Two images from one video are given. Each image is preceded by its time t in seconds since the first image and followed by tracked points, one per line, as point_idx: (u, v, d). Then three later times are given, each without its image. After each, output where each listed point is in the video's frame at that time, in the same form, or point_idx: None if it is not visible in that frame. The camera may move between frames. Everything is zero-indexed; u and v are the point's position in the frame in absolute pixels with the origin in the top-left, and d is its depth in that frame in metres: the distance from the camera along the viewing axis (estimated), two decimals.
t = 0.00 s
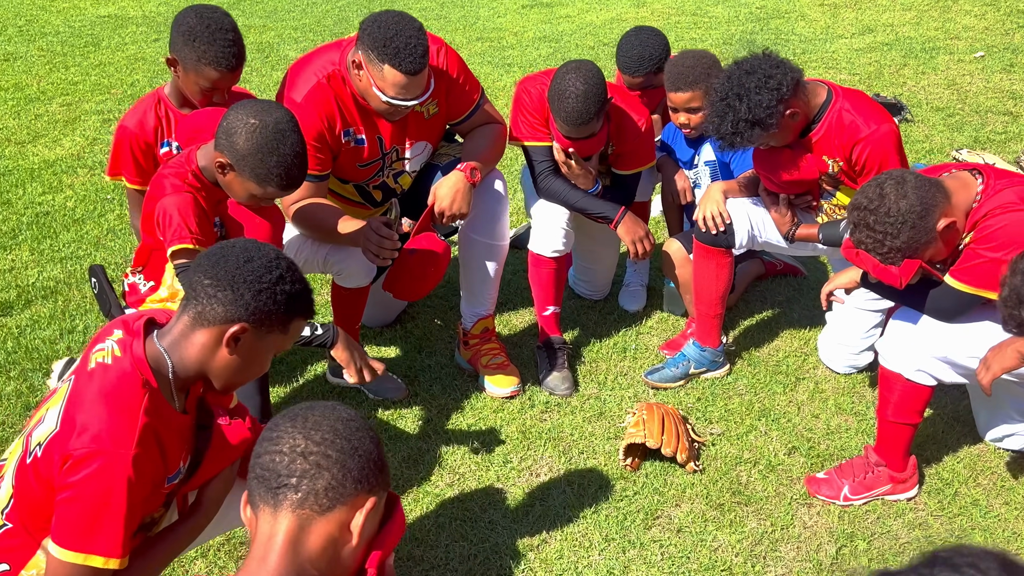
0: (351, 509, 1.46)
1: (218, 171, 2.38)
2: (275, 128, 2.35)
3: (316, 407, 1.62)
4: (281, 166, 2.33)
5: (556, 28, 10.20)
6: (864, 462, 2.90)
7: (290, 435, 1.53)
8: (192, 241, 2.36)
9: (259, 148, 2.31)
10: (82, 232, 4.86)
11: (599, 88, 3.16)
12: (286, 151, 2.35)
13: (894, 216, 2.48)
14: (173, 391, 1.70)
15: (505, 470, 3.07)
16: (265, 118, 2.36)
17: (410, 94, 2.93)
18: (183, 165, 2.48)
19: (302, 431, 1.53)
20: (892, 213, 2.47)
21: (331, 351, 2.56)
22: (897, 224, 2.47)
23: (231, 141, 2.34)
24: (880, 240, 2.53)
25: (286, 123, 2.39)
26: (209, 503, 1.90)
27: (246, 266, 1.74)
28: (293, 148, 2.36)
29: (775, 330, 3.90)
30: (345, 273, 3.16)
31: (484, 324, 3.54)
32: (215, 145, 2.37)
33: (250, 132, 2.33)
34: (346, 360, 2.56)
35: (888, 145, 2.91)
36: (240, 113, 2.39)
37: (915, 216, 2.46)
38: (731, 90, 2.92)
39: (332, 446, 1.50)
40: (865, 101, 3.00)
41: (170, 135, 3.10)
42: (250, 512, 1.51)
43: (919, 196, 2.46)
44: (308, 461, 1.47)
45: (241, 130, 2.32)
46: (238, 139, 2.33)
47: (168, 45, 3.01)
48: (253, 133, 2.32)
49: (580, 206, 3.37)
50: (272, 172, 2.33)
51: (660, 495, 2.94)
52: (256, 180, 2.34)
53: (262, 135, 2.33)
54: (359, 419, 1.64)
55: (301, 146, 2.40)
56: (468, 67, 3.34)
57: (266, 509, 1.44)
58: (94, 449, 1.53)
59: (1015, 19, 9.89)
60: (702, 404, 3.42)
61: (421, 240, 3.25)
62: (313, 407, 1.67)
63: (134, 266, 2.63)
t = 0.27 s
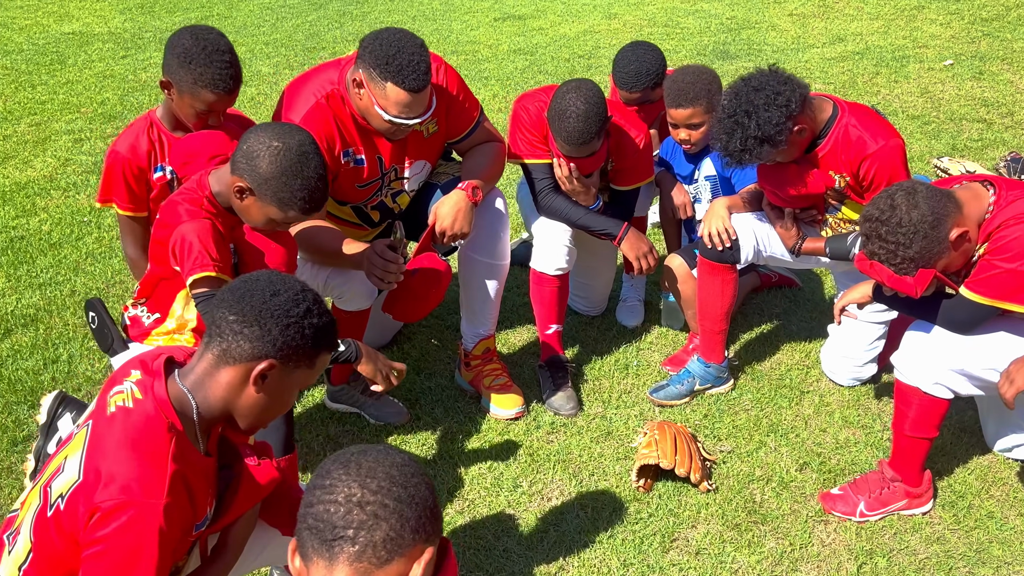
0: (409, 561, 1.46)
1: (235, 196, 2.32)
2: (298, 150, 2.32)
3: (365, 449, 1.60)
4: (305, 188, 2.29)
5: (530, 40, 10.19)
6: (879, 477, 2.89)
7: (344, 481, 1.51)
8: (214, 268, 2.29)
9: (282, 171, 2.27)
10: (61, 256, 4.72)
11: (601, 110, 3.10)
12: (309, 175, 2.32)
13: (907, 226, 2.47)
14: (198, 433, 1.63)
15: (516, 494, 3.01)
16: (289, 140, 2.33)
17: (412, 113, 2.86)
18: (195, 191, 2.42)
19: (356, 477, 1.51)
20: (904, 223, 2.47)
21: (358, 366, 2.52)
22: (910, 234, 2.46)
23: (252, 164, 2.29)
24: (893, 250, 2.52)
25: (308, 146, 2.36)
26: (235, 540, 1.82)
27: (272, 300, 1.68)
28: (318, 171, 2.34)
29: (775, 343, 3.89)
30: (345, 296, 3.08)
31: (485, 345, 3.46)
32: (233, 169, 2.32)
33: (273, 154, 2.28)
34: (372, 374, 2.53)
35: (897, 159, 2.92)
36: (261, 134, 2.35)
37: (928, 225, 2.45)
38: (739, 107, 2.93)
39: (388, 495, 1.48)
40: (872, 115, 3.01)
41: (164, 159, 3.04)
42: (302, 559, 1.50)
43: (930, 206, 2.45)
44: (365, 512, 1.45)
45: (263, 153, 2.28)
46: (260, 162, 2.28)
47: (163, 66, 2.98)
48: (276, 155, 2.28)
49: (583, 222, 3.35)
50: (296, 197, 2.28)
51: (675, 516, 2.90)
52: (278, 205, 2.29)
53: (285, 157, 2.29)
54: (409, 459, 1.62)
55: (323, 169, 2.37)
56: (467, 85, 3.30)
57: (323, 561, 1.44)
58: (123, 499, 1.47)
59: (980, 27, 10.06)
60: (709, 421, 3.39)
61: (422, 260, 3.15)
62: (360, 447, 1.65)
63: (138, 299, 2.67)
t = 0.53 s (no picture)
0: None
1: (253, 219, 2.39)
2: (322, 178, 2.38)
3: (403, 474, 1.61)
4: (325, 216, 2.35)
5: (508, 53, 10.23)
6: (881, 484, 2.91)
7: (385, 507, 1.52)
8: (226, 286, 2.38)
9: (304, 197, 2.33)
10: (46, 277, 4.65)
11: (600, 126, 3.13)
12: (330, 203, 2.38)
13: (912, 237, 2.51)
14: (222, 459, 1.65)
15: (521, 510, 3.00)
16: (313, 168, 2.39)
17: (412, 131, 2.84)
18: (211, 211, 2.50)
19: (396, 502, 1.52)
20: (910, 235, 2.51)
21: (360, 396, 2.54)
22: (915, 246, 2.51)
23: (274, 188, 2.35)
24: (899, 261, 2.56)
25: (332, 174, 2.42)
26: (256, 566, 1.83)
27: (295, 322, 1.69)
28: (337, 201, 2.39)
29: (770, 353, 3.92)
30: (350, 313, 3.06)
31: (484, 360, 3.44)
32: (254, 192, 2.38)
33: (296, 180, 2.35)
34: (374, 407, 2.56)
35: (892, 172, 2.97)
36: (285, 160, 2.41)
37: (933, 236, 2.50)
38: (739, 119, 2.97)
39: (430, 521, 1.50)
40: (868, 129, 3.05)
41: (160, 178, 3.02)
42: None
43: (935, 216, 2.51)
44: (408, 539, 1.47)
45: (287, 178, 2.35)
46: (283, 186, 2.34)
47: (159, 86, 2.93)
48: (299, 181, 2.34)
49: (580, 237, 3.35)
50: (314, 224, 2.34)
51: (681, 529, 2.91)
52: (296, 230, 2.35)
53: (309, 183, 2.35)
54: (446, 482, 1.64)
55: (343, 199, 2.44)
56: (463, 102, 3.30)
57: None
58: (151, 529, 1.48)
59: (950, 38, 10.25)
60: (709, 432, 3.40)
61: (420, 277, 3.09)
62: (395, 472, 1.66)
63: (138, 320, 2.69)
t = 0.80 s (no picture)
0: (447, 558, 1.49)
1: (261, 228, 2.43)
2: (332, 188, 2.43)
3: (397, 438, 1.60)
4: (332, 227, 2.40)
5: (492, 65, 10.30)
6: (874, 483, 2.97)
7: (376, 477, 1.52)
8: (234, 293, 2.40)
9: (313, 207, 2.38)
10: (35, 288, 4.65)
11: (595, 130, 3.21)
12: (338, 214, 2.43)
13: (908, 242, 2.59)
14: (239, 457, 1.70)
15: (520, 513, 3.03)
16: (323, 178, 2.44)
17: (410, 137, 2.88)
18: (219, 219, 2.54)
19: (388, 473, 1.52)
20: (905, 239, 2.59)
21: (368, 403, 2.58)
22: (911, 250, 2.58)
23: (284, 198, 2.40)
24: (894, 265, 2.63)
25: (340, 184, 2.47)
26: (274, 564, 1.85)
27: (310, 323, 1.76)
28: (346, 211, 2.45)
29: (760, 357, 3.98)
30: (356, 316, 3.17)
31: (479, 366, 3.46)
32: (263, 201, 2.43)
33: (306, 189, 2.39)
34: (377, 412, 2.60)
35: (879, 176, 3.03)
36: (295, 170, 2.46)
37: (928, 241, 2.57)
38: (730, 123, 3.04)
39: (425, 492, 1.49)
40: (857, 136, 3.13)
41: (158, 187, 3.03)
42: (340, 556, 1.53)
43: (930, 221, 2.58)
44: (402, 512, 1.47)
45: (296, 187, 2.40)
46: (293, 196, 2.39)
47: (156, 93, 2.94)
48: (308, 190, 2.39)
49: (575, 242, 3.43)
50: (323, 233, 2.40)
51: (679, 529, 2.95)
52: (304, 239, 2.40)
53: (319, 193, 2.40)
54: (443, 443, 1.62)
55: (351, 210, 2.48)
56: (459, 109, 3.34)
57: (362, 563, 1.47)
58: (177, 527, 1.51)
59: (926, 49, 10.43)
60: (702, 434, 3.45)
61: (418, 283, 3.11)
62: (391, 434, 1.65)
63: (144, 328, 2.76)
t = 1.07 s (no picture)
0: (448, 517, 1.50)
1: (276, 238, 2.50)
2: (350, 211, 2.50)
3: (385, 394, 1.56)
4: (347, 246, 2.48)
5: (482, 76, 10.42)
6: (866, 478, 3.05)
7: (368, 446, 1.50)
8: (236, 291, 2.47)
9: (331, 227, 2.45)
10: (33, 291, 4.70)
11: (591, 135, 3.31)
12: (352, 234, 2.51)
13: (903, 243, 2.67)
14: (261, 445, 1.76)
15: (517, 508, 3.09)
16: (343, 200, 2.49)
17: (411, 140, 2.96)
18: (230, 220, 2.60)
19: (379, 439, 1.50)
20: (901, 240, 2.67)
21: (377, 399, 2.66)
22: (906, 250, 2.66)
23: (303, 215, 2.46)
24: (889, 264, 2.72)
25: (358, 208, 2.54)
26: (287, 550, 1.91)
27: (331, 315, 1.83)
28: (359, 236, 2.52)
29: (749, 358, 4.07)
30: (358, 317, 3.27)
31: (477, 365, 3.54)
32: (281, 213, 2.49)
33: (325, 210, 2.45)
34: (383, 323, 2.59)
35: (865, 178, 3.13)
36: (313, 189, 2.50)
37: (922, 243, 2.65)
38: (720, 128, 3.14)
39: (420, 457, 1.48)
40: (843, 141, 3.22)
41: (162, 187, 3.08)
42: (340, 519, 1.54)
43: (926, 225, 2.66)
44: (399, 481, 1.46)
45: (316, 207, 2.45)
46: (311, 214, 2.45)
47: (161, 95, 2.99)
48: (328, 211, 2.45)
49: (570, 245, 3.53)
50: (337, 251, 2.47)
51: (672, 523, 3.02)
52: (317, 254, 2.47)
53: (338, 215, 2.46)
54: (434, 391, 1.59)
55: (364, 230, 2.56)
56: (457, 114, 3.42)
57: (361, 533, 1.47)
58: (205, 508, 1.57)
59: (908, 63, 10.63)
60: (694, 432, 3.53)
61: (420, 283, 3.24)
62: (378, 386, 1.62)
63: (148, 325, 2.80)
